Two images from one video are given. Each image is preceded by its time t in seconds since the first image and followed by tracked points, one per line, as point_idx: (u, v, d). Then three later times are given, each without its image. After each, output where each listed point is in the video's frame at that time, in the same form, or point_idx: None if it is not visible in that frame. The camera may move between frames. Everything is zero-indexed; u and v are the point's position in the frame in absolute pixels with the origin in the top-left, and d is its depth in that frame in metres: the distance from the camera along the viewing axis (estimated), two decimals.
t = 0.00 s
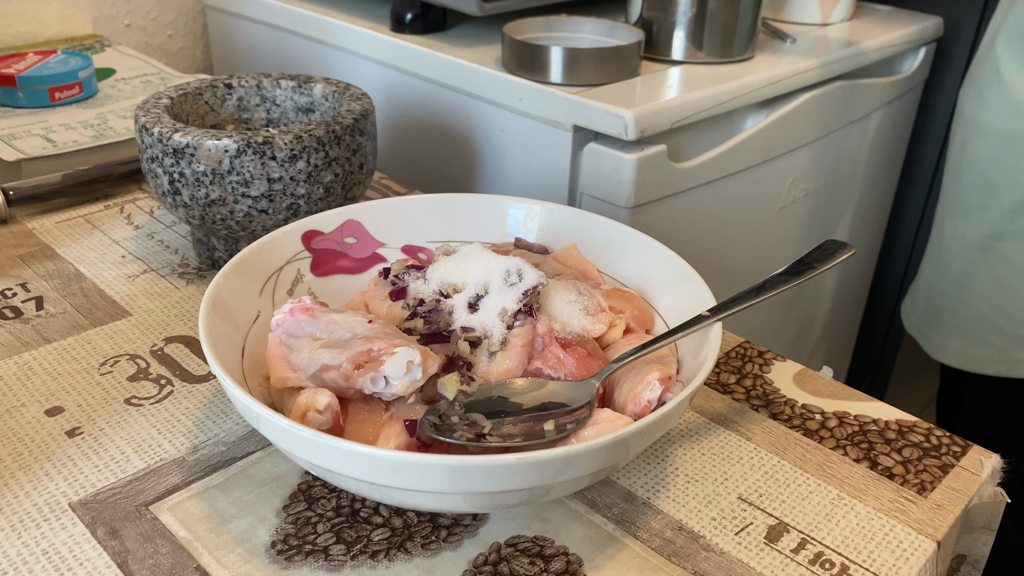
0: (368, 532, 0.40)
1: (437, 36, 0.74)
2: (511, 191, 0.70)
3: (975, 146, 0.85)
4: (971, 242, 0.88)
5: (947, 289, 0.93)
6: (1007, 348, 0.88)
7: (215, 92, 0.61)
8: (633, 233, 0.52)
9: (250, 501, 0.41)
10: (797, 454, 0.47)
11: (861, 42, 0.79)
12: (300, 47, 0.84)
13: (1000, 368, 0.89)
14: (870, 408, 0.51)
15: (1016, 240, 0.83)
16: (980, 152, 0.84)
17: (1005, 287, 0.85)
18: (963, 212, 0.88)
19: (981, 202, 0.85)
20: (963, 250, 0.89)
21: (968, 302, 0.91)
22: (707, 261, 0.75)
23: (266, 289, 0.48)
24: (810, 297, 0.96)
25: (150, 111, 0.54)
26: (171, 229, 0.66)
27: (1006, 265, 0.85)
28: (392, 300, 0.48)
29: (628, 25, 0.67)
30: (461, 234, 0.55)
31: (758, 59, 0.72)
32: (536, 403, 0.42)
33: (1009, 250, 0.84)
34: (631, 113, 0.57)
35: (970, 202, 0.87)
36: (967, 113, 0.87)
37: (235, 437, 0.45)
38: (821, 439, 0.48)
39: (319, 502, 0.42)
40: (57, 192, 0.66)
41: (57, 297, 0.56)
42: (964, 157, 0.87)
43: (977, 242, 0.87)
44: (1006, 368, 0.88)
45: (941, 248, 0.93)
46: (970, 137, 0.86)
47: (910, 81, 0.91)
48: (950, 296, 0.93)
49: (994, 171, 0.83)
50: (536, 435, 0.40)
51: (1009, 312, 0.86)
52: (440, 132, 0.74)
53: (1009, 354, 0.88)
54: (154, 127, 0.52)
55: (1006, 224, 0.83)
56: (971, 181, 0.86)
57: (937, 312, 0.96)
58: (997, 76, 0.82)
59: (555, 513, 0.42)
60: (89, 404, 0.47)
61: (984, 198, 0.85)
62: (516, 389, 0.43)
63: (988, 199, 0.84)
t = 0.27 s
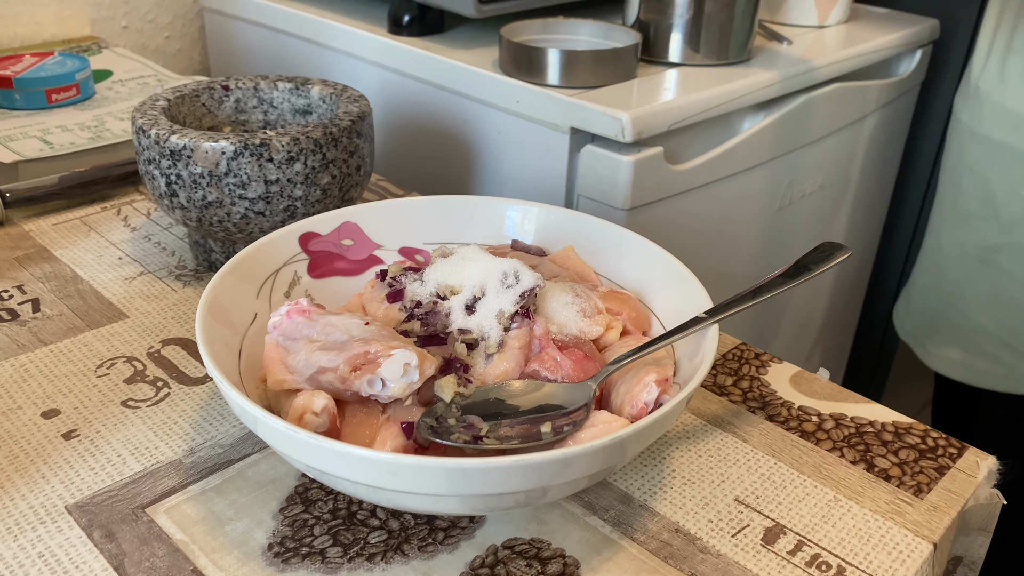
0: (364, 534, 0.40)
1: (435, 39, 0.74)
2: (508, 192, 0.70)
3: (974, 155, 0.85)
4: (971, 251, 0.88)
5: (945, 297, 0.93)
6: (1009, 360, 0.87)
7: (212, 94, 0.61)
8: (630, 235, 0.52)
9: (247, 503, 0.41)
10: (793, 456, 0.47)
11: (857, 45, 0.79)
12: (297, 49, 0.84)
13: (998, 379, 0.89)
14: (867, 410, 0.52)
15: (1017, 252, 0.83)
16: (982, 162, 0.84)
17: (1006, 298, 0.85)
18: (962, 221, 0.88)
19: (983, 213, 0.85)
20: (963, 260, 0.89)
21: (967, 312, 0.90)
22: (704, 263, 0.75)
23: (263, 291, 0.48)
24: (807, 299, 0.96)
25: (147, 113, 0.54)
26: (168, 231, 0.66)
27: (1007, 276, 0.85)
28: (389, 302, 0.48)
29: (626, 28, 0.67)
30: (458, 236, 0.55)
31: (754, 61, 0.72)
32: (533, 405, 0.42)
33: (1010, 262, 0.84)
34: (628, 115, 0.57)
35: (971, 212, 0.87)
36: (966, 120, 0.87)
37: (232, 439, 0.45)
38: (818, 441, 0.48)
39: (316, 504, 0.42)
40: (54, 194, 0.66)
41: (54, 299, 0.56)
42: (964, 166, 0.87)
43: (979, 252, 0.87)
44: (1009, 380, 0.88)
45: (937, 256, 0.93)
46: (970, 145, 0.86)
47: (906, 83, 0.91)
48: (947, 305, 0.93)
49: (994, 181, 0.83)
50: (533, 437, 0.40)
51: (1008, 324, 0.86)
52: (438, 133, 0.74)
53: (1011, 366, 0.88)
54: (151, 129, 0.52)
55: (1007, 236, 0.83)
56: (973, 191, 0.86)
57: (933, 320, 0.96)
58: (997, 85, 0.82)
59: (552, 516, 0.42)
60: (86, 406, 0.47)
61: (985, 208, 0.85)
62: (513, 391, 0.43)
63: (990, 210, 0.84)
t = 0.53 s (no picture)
0: (361, 536, 0.40)
1: (432, 41, 0.74)
2: (505, 194, 0.70)
3: (978, 175, 0.85)
4: (973, 273, 0.87)
5: (948, 319, 0.92)
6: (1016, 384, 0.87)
7: (209, 96, 0.61)
8: (627, 237, 0.52)
9: (243, 505, 0.41)
10: (790, 458, 0.47)
11: (853, 48, 0.79)
12: (294, 52, 0.84)
13: (1003, 402, 0.89)
14: (863, 411, 0.52)
15: None
16: (988, 183, 0.84)
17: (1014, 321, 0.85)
18: (966, 242, 0.88)
19: (989, 234, 0.85)
20: (968, 281, 0.88)
21: (972, 336, 0.90)
22: (701, 265, 0.75)
23: (260, 293, 0.48)
24: (804, 301, 0.96)
25: (143, 115, 0.54)
26: (165, 233, 0.66)
27: (1013, 299, 0.84)
28: (386, 304, 0.48)
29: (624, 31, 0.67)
30: (455, 239, 0.55)
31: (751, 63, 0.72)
32: (530, 407, 0.43)
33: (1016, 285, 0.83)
34: (625, 118, 0.58)
35: (977, 233, 0.86)
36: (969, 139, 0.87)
37: (228, 441, 0.45)
38: (815, 442, 0.48)
39: (313, 506, 0.42)
40: (50, 196, 0.66)
41: (50, 301, 0.56)
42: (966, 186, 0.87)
43: (985, 274, 0.86)
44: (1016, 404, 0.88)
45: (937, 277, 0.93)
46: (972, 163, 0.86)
47: (902, 86, 0.91)
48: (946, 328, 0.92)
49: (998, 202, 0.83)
50: (529, 439, 0.40)
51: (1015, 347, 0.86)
52: (435, 135, 0.74)
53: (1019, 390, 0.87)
54: (148, 131, 0.52)
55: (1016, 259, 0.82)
56: (979, 212, 0.85)
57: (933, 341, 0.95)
58: (999, 102, 0.82)
59: (548, 518, 0.42)
60: (82, 408, 0.47)
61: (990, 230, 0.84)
62: (510, 393, 0.43)
63: (998, 232, 0.83)
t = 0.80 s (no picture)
0: (359, 539, 0.40)
1: (430, 43, 0.74)
2: (503, 196, 0.70)
3: (994, 202, 0.75)
4: (961, 297, 0.81)
5: (968, 359, 0.83)
6: None
7: (207, 99, 0.61)
8: (625, 239, 0.52)
9: (241, 508, 0.41)
10: (788, 460, 0.47)
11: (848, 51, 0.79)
12: (292, 54, 0.84)
13: None
14: (861, 414, 0.52)
15: None
16: (1004, 212, 0.74)
17: None
18: (988, 277, 0.78)
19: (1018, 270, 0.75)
20: (965, 316, 0.82)
21: (998, 371, 0.80)
22: (699, 267, 0.75)
23: (257, 295, 0.48)
24: (801, 304, 0.96)
25: (141, 117, 0.54)
26: (162, 236, 0.66)
27: None
28: (384, 306, 0.48)
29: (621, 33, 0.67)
30: (453, 241, 0.55)
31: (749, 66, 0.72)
32: (528, 409, 0.42)
33: None
34: (623, 120, 0.58)
35: (999, 270, 0.77)
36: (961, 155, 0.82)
37: (226, 443, 0.45)
38: (813, 445, 0.48)
39: (311, 509, 0.42)
40: (48, 198, 0.66)
41: (47, 304, 0.56)
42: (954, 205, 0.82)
43: (985, 311, 0.79)
44: None
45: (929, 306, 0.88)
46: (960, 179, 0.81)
47: (899, 88, 0.91)
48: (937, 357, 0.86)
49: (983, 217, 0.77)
50: (528, 441, 0.40)
51: None
52: (433, 137, 0.74)
53: None
54: (145, 133, 0.52)
55: None
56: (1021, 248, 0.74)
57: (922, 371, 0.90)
58: (1000, 123, 0.75)
59: (547, 520, 0.42)
60: (79, 410, 0.47)
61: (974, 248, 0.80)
62: (509, 395, 0.43)
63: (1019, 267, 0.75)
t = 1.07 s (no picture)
0: (357, 541, 0.40)
1: (429, 45, 0.75)
2: (501, 198, 0.70)
3: None
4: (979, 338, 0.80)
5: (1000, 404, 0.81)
6: None
7: (206, 101, 0.61)
8: (623, 242, 0.52)
9: (240, 510, 0.41)
10: (786, 462, 0.47)
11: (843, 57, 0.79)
12: (291, 56, 0.84)
13: None
14: (859, 416, 0.52)
15: None
16: None
17: None
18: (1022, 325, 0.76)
19: None
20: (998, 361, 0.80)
21: None
22: (697, 270, 0.75)
23: (256, 298, 0.48)
24: (799, 306, 0.97)
25: (139, 119, 0.54)
26: (161, 238, 0.66)
27: None
28: (382, 309, 0.48)
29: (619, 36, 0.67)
30: (451, 243, 0.55)
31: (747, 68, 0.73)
32: (526, 412, 0.43)
33: None
34: (621, 123, 0.58)
35: None
36: (971, 182, 0.79)
37: (224, 446, 0.45)
38: (810, 447, 0.48)
39: (309, 511, 0.42)
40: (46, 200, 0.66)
41: (45, 306, 0.56)
42: (971, 237, 0.79)
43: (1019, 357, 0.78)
44: None
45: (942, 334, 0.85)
46: (977, 212, 0.78)
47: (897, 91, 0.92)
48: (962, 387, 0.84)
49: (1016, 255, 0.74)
50: (526, 443, 0.40)
51: None
52: (431, 140, 0.74)
53: None
54: (144, 135, 0.52)
55: None
56: None
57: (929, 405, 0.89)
58: None
59: (545, 522, 0.42)
60: (78, 413, 0.47)
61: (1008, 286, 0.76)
62: (507, 397, 0.43)
63: None
